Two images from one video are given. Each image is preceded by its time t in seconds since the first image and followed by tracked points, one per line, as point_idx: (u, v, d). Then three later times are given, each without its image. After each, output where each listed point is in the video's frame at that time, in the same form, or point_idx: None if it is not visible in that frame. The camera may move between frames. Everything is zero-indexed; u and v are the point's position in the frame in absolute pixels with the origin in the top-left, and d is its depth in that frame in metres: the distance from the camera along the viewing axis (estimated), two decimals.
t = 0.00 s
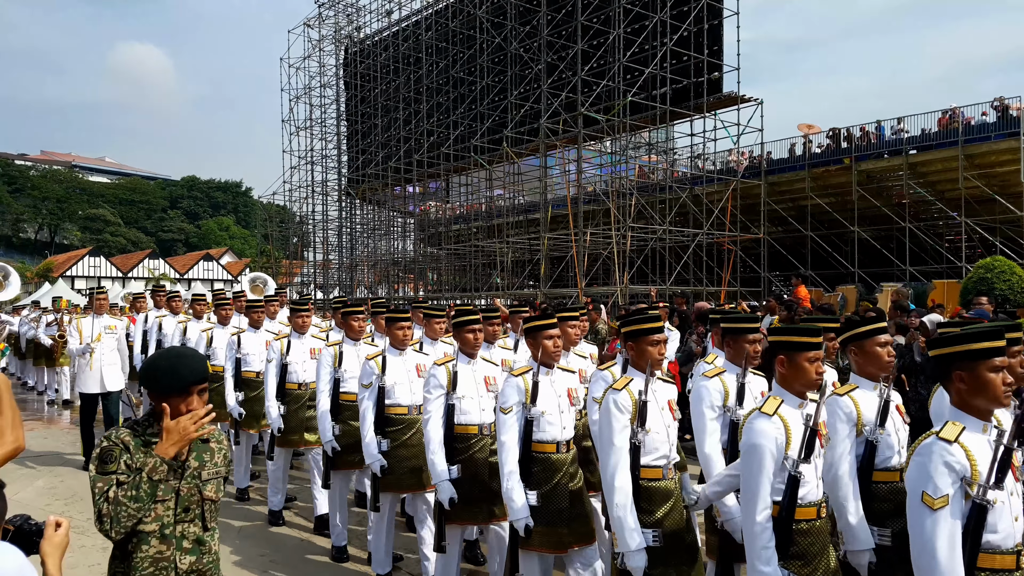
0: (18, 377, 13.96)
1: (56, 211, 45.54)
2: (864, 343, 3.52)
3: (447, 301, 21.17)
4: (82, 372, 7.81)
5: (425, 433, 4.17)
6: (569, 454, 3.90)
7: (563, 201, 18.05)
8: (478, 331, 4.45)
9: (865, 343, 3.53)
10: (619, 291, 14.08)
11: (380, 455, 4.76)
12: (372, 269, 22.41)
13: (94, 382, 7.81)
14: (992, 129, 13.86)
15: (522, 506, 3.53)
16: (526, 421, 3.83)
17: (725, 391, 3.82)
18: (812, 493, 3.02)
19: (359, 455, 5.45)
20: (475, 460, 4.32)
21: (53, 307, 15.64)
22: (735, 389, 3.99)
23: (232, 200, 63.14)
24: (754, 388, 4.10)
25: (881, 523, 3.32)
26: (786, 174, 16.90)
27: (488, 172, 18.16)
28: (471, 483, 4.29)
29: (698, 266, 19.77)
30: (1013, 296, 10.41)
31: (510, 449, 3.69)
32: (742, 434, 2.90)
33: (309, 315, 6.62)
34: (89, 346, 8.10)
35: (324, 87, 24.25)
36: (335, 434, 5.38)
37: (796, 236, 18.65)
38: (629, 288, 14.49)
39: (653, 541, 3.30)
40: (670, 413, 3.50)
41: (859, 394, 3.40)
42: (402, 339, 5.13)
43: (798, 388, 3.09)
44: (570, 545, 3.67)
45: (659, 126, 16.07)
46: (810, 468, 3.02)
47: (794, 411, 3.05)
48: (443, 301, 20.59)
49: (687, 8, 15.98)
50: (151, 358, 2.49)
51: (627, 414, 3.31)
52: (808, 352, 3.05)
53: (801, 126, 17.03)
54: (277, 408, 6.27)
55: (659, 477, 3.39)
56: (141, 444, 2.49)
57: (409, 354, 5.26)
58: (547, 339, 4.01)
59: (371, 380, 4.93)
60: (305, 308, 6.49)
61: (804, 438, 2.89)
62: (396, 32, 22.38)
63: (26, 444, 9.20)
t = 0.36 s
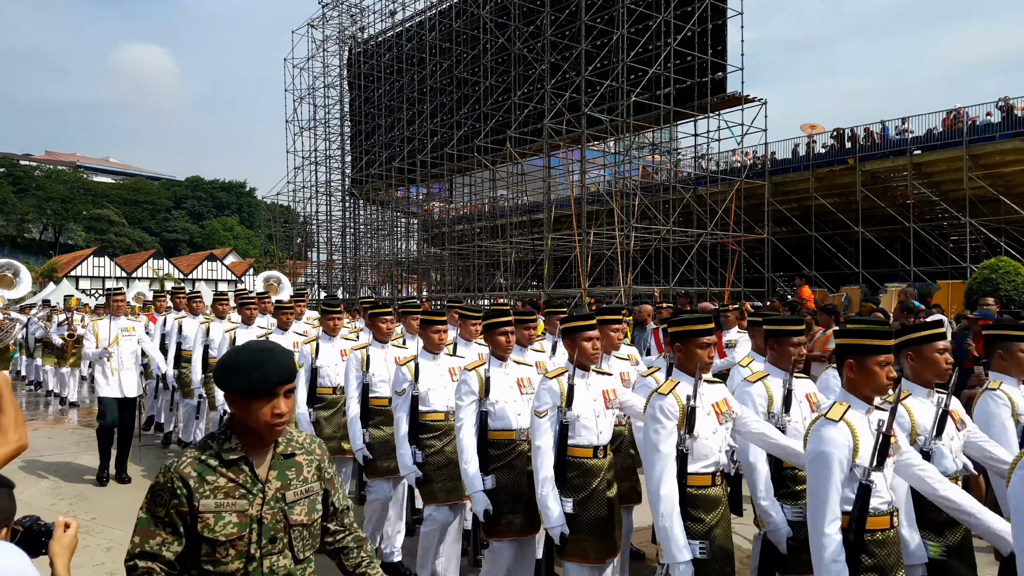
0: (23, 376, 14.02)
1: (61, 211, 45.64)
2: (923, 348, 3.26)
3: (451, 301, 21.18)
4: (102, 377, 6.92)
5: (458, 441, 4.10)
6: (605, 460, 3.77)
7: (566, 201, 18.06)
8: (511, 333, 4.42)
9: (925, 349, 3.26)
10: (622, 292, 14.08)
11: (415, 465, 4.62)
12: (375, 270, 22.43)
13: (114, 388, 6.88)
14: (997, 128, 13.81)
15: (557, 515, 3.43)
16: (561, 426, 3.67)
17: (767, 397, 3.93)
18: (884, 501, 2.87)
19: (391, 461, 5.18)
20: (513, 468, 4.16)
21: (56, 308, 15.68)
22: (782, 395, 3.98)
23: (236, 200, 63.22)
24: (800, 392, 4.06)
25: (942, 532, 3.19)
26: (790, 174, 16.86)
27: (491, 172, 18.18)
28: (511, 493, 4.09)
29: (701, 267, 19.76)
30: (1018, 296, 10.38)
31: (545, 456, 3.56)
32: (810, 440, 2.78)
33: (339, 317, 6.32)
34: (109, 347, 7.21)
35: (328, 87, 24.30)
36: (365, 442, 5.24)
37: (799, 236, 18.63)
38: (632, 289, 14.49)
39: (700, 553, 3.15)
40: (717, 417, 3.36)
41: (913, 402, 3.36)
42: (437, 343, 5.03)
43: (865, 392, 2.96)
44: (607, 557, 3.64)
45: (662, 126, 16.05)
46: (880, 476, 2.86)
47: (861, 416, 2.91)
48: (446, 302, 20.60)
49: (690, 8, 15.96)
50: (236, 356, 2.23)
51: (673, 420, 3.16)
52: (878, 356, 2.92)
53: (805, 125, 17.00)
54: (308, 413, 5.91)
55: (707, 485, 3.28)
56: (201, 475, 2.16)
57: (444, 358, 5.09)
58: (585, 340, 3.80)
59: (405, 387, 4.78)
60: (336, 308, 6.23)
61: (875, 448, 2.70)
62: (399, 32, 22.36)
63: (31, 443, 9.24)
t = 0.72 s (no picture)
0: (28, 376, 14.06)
1: (65, 210, 45.68)
2: (984, 355, 3.22)
3: (454, 301, 21.19)
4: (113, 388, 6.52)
5: (476, 450, 4.04)
6: (634, 470, 3.69)
7: (569, 200, 18.06)
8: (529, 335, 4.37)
9: (985, 355, 3.22)
10: (625, 291, 14.07)
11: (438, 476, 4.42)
12: (379, 269, 22.44)
13: (124, 397, 6.53)
14: (1002, 127, 13.78)
15: (581, 532, 3.40)
16: (585, 436, 3.61)
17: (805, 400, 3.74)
18: (957, 517, 2.69)
19: (406, 471, 5.14)
20: (534, 476, 4.13)
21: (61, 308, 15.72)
22: (821, 401, 3.79)
23: (240, 200, 63.28)
24: (840, 399, 3.85)
25: (1015, 554, 2.96)
26: (795, 174, 16.83)
27: (495, 172, 18.16)
28: (532, 504, 4.09)
29: (705, 266, 19.76)
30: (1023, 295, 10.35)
31: (570, 468, 3.47)
32: (874, 454, 2.61)
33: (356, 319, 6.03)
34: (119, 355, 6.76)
35: (332, 87, 24.33)
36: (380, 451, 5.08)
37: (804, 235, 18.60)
38: (636, 288, 14.47)
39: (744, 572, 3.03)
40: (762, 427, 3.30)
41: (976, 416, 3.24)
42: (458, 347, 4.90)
43: (936, 399, 2.77)
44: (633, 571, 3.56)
45: (666, 125, 16.04)
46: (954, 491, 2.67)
47: (932, 427, 2.70)
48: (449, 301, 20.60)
49: (694, 7, 15.95)
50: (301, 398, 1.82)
51: (718, 429, 3.01)
52: (950, 359, 2.74)
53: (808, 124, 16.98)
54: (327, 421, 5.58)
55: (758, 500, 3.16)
56: (283, 560, 1.75)
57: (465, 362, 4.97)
58: (608, 344, 3.74)
59: (426, 393, 4.68)
60: (352, 311, 5.93)
61: (948, 460, 2.52)
62: (403, 32, 22.37)
63: (36, 442, 9.28)
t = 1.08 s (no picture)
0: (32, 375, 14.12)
1: (68, 210, 45.74)
2: None
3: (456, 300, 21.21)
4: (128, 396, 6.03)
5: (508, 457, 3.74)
6: (685, 484, 3.50)
7: (571, 199, 18.06)
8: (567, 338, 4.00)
9: None
10: (627, 291, 14.06)
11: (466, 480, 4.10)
12: (381, 268, 22.45)
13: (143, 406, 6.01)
14: (1006, 126, 13.74)
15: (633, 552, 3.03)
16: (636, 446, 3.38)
17: (881, 411, 3.15)
18: None
19: (429, 479, 4.70)
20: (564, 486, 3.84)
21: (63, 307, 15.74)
22: (898, 412, 3.22)
23: (242, 200, 63.33)
24: (915, 410, 3.34)
25: None
26: (797, 173, 16.79)
27: (497, 172, 18.17)
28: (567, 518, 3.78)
29: (707, 266, 19.75)
30: None
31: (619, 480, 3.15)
32: (996, 473, 2.37)
33: (382, 318, 5.62)
34: (137, 359, 6.24)
35: (334, 86, 24.37)
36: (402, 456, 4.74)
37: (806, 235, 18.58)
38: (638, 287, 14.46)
39: None
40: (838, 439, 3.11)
41: None
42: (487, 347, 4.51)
43: None
44: None
45: (669, 125, 16.02)
46: None
47: None
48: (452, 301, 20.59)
49: (697, 6, 15.94)
50: (532, 426, 1.49)
51: (796, 439, 2.84)
52: None
53: (810, 124, 16.94)
54: (347, 426, 5.22)
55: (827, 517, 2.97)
56: None
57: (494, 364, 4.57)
58: (660, 350, 3.59)
59: (454, 394, 4.28)
60: (378, 310, 5.57)
61: None
62: (405, 32, 22.37)
63: (38, 442, 9.31)
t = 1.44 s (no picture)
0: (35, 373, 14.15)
1: (71, 210, 45.77)
2: None
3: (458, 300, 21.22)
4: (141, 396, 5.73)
5: (547, 463, 3.42)
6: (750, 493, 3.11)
7: (574, 199, 18.05)
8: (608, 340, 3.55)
9: None
10: (630, 291, 14.05)
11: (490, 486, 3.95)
12: (384, 268, 22.46)
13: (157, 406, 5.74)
14: (1010, 126, 13.70)
15: (696, 563, 2.78)
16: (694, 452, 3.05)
17: (946, 409, 2.98)
18: None
19: (452, 482, 4.60)
20: (609, 494, 3.51)
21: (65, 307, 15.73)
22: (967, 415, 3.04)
23: (245, 199, 63.38)
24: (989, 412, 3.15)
25: None
26: (800, 173, 16.75)
27: (500, 172, 18.16)
28: (612, 530, 3.49)
29: (710, 265, 19.73)
30: None
31: (681, 488, 2.87)
32: None
33: (398, 319, 5.53)
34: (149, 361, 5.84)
35: (337, 86, 24.34)
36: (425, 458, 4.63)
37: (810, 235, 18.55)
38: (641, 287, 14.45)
39: None
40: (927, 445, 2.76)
41: None
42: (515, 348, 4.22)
43: None
44: None
45: (672, 124, 15.99)
46: None
47: None
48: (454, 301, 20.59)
49: (700, 6, 15.90)
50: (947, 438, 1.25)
51: (882, 453, 2.57)
52: None
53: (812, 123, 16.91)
54: (365, 426, 5.11)
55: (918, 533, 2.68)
56: None
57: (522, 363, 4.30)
58: (722, 348, 3.14)
59: (478, 397, 4.11)
60: (393, 310, 5.40)
61: None
62: (408, 31, 22.35)
63: (41, 440, 9.33)
